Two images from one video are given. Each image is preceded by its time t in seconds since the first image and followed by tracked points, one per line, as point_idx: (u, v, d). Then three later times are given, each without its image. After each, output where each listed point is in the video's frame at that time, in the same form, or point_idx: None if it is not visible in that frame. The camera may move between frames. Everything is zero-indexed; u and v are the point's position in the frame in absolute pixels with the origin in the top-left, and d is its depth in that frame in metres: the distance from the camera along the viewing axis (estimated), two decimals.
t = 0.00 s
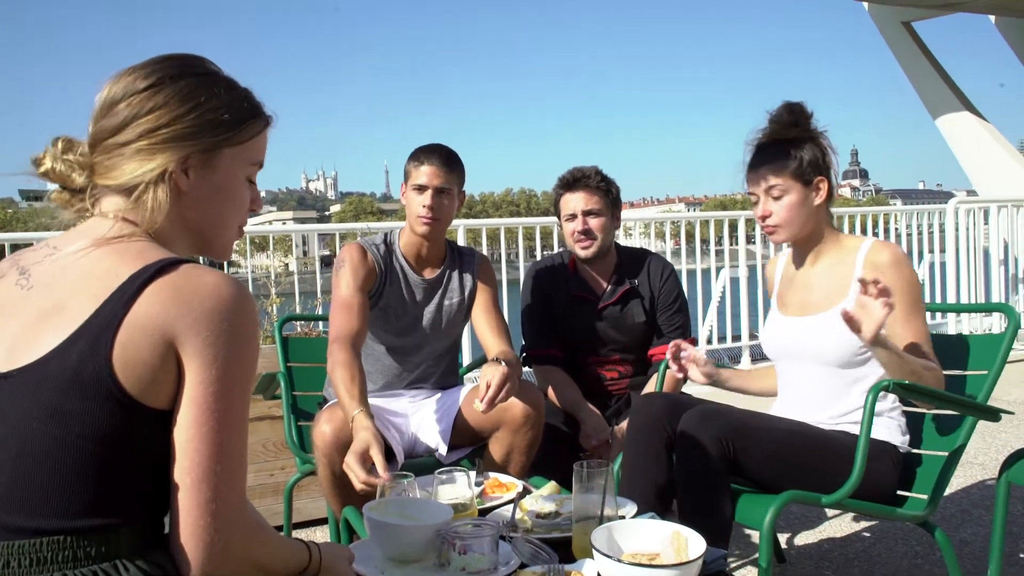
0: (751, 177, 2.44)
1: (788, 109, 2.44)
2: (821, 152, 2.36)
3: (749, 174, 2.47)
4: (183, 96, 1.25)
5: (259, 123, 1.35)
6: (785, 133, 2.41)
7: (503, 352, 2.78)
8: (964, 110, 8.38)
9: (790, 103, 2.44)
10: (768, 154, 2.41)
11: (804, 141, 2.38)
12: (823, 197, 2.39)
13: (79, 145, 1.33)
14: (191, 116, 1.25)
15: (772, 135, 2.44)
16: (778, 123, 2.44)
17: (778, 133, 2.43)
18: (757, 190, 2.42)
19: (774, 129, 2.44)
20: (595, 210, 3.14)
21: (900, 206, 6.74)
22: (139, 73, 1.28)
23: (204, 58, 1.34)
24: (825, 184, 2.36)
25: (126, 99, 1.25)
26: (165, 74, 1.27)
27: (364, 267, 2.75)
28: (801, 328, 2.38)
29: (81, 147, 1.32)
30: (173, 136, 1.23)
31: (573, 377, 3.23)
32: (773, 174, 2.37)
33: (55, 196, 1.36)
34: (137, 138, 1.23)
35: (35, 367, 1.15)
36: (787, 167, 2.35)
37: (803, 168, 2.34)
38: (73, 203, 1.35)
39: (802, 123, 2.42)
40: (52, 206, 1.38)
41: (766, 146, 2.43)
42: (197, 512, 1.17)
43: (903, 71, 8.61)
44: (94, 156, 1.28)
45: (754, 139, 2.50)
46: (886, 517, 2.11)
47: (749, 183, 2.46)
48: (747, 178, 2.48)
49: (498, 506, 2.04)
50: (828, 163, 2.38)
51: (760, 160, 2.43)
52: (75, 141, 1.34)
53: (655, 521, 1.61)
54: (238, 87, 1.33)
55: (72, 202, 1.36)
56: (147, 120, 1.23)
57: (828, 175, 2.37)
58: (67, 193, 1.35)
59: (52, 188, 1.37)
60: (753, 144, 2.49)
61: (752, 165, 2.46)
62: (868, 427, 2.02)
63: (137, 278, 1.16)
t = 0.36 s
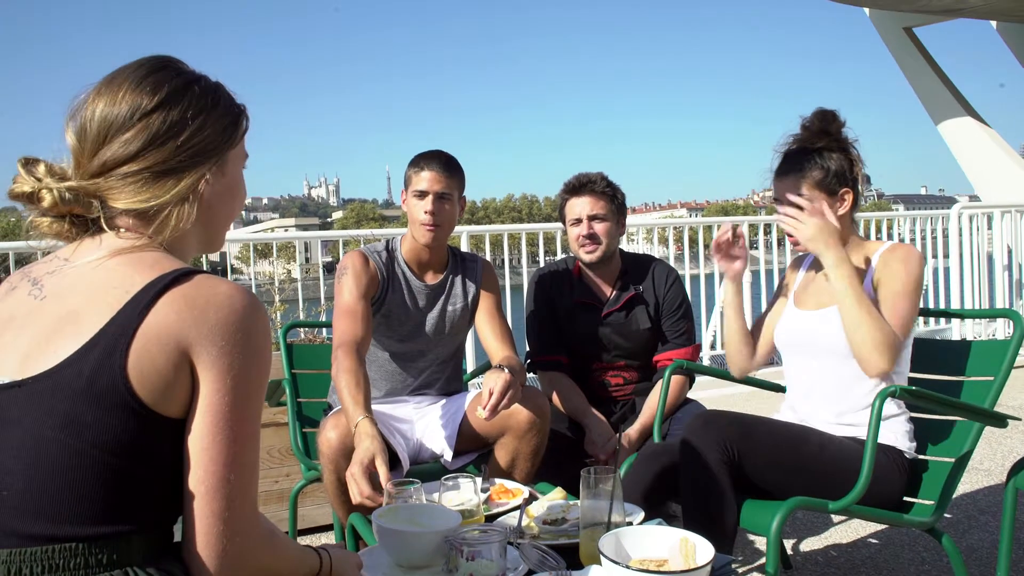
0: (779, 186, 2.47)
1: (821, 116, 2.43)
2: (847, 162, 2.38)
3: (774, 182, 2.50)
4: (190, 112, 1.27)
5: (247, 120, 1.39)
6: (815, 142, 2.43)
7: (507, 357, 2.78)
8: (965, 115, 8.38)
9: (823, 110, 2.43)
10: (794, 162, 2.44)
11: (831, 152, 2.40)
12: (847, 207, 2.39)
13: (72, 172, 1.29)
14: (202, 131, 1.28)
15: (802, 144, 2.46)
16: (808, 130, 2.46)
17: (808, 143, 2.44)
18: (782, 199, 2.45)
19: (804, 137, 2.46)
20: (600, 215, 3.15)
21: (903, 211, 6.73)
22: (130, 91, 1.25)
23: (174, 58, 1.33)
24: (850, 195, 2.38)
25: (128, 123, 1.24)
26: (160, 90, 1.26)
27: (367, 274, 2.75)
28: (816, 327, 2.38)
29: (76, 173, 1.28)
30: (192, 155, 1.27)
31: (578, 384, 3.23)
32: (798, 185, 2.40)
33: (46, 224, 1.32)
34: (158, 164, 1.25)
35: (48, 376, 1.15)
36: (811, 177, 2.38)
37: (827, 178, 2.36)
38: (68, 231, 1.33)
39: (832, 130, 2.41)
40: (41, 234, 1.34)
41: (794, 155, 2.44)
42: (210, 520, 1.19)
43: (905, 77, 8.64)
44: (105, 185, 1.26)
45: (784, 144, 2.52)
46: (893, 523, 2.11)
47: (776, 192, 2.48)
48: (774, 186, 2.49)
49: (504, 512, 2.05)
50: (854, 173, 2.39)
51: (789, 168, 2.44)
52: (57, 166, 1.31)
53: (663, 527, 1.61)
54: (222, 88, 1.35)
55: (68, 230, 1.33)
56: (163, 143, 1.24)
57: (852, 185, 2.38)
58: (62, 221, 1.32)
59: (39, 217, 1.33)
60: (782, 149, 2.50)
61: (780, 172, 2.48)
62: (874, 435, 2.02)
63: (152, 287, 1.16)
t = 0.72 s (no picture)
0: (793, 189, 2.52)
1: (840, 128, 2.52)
2: (863, 174, 2.43)
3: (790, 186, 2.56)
4: (206, 116, 1.29)
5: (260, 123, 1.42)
6: (832, 151, 2.50)
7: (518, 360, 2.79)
8: (981, 124, 8.33)
9: (841, 122, 2.51)
10: (810, 168, 2.50)
11: (847, 162, 2.45)
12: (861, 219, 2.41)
13: (93, 178, 1.31)
14: (218, 136, 1.30)
15: (819, 152, 2.53)
16: (826, 141, 2.54)
17: (824, 151, 2.52)
18: (796, 203, 2.51)
19: (822, 146, 2.54)
20: (615, 220, 3.15)
21: (916, 220, 6.70)
22: (147, 97, 1.27)
23: (188, 63, 1.35)
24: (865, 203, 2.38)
25: (147, 129, 1.26)
26: (177, 95, 1.28)
27: (370, 276, 2.78)
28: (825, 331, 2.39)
29: (96, 179, 1.30)
30: (209, 159, 1.29)
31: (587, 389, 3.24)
32: (812, 189, 2.46)
33: (66, 230, 1.34)
34: (176, 168, 1.26)
35: (66, 372, 1.17)
36: (825, 182, 2.44)
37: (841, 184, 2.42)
38: (88, 236, 1.34)
39: (849, 143, 2.50)
40: (64, 239, 1.35)
41: (811, 161, 2.51)
42: (221, 518, 1.20)
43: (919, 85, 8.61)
44: (126, 190, 1.27)
45: (801, 154, 2.59)
46: (902, 534, 2.10)
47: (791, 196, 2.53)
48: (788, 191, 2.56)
49: (512, 516, 2.05)
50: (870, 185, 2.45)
51: (804, 174, 2.50)
52: (79, 173, 1.33)
53: (670, 534, 1.62)
54: (235, 92, 1.38)
55: (87, 236, 1.34)
56: (182, 147, 1.26)
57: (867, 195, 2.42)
58: (82, 228, 1.33)
59: (61, 223, 1.34)
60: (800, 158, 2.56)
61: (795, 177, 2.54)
62: (883, 445, 2.01)
63: (168, 287, 1.18)
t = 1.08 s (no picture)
0: (797, 195, 2.51)
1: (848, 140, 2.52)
2: (868, 189, 2.44)
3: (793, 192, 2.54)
4: (213, 131, 1.31)
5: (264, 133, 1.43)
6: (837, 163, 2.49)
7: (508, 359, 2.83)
8: (980, 136, 8.36)
9: (849, 136, 2.50)
10: (815, 176, 2.48)
11: (852, 174, 2.45)
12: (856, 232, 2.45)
13: (101, 193, 1.33)
14: (225, 150, 1.32)
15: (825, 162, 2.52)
16: (833, 152, 2.52)
17: (830, 162, 2.51)
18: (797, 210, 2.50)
19: (828, 156, 2.52)
20: (614, 229, 3.18)
21: (914, 231, 6.72)
22: (155, 111, 1.29)
23: (194, 76, 1.37)
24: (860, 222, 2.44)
25: (155, 145, 1.27)
26: (184, 110, 1.30)
27: (352, 282, 2.80)
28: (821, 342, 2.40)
29: (105, 194, 1.32)
30: (216, 174, 1.31)
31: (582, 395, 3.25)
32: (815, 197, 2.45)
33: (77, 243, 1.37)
34: (184, 183, 1.28)
35: (66, 372, 1.18)
36: (830, 193, 2.42)
37: (845, 197, 2.41)
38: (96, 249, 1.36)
39: (856, 156, 2.49)
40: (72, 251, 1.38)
41: (815, 170, 2.51)
42: (217, 520, 1.21)
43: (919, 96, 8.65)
44: (134, 204, 1.29)
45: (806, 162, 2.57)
46: (893, 543, 2.11)
47: (792, 201, 2.52)
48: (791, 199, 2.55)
49: (505, 521, 2.07)
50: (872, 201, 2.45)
51: (806, 183, 2.50)
52: (88, 188, 1.35)
53: (661, 540, 1.63)
54: (240, 103, 1.39)
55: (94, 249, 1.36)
56: (190, 162, 1.28)
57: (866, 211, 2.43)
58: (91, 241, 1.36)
59: (69, 235, 1.37)
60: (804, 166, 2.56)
61: (800, 184, 2.53)
62: (874, 455, 2.03)
63: (169, 290, 1.20)
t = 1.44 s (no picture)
0: (789, 199, 2.51)
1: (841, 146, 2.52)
2: (859, 194, 2.44)
3: (785, 196, 2.55)
4: (220, 145, 1.34)
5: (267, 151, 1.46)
6: (828, 167, 2.50)
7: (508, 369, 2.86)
8: (976, 138, 8.40)
9: (844, 140, 2.52)
10: (807, 181, 2.49)
11: (843, 180, 2.45)
12: (846, 237, 2.45)
13: (108, 201, 1.35)
14: (231, 164, 1.34)
15: (817, 167, 2.53)
16: (826, 157, 2.53)
17: (822, 167, 2.52)
18: (789, 214, 2.51)
19: (823, 161, 2.53)
20: (611, 234, 3.19)
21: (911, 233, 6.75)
22: (164, 124, 1.31)
23: (202, 92, 1.40)
24: (851, 225, 2.43)
25: (162, 157, 1.29)
26: (193, 124, 1.32)
27: (346, 296, 2.82)
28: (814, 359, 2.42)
29: (111, 202, 1.34)
30: (222, 186, 1.33)
31: (582, 400, 3.27)
32: (806, 202, 2.46)
33: (81, 251, 1.38)
34: (190, 194, 1.31)
35: (74, 382, 1.20)
36: (821, 197, 2.43)
37: (835, 203, 2.42)
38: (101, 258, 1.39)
39: (848, 161, 2.49)
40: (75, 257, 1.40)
41: (806, 175, 2.52)
42: (224, 527, 1.23)
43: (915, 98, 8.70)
44: (140, 214, 1.31)
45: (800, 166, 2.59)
46: (890, 545, 2.13)
47: (785, 205, 2.53)
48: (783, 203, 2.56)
49: (506, 525, 2.08)
50: (862, 207, 2.45)
51: (796, 186, 2.51)
52: (96, 197, 1.37)
53: (662, 543, 1.65)
54: (245, 121, 1.42)
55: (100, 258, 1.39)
56: (197, 174, 1.30)
57: (856, 216, 2.43)
58: (96, 250, 1.38)
59: (74, 243, 1.39)
60: (797, 170, 2.57)
61: (791, 189, 2.53)
62: (872, 457, 2.04)
63: (175, 302, 1.22)
